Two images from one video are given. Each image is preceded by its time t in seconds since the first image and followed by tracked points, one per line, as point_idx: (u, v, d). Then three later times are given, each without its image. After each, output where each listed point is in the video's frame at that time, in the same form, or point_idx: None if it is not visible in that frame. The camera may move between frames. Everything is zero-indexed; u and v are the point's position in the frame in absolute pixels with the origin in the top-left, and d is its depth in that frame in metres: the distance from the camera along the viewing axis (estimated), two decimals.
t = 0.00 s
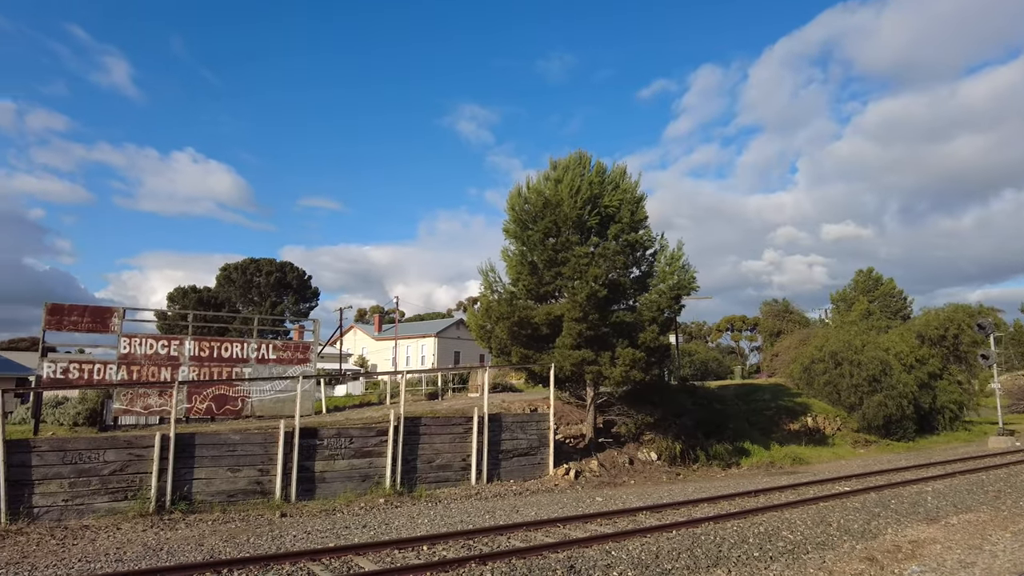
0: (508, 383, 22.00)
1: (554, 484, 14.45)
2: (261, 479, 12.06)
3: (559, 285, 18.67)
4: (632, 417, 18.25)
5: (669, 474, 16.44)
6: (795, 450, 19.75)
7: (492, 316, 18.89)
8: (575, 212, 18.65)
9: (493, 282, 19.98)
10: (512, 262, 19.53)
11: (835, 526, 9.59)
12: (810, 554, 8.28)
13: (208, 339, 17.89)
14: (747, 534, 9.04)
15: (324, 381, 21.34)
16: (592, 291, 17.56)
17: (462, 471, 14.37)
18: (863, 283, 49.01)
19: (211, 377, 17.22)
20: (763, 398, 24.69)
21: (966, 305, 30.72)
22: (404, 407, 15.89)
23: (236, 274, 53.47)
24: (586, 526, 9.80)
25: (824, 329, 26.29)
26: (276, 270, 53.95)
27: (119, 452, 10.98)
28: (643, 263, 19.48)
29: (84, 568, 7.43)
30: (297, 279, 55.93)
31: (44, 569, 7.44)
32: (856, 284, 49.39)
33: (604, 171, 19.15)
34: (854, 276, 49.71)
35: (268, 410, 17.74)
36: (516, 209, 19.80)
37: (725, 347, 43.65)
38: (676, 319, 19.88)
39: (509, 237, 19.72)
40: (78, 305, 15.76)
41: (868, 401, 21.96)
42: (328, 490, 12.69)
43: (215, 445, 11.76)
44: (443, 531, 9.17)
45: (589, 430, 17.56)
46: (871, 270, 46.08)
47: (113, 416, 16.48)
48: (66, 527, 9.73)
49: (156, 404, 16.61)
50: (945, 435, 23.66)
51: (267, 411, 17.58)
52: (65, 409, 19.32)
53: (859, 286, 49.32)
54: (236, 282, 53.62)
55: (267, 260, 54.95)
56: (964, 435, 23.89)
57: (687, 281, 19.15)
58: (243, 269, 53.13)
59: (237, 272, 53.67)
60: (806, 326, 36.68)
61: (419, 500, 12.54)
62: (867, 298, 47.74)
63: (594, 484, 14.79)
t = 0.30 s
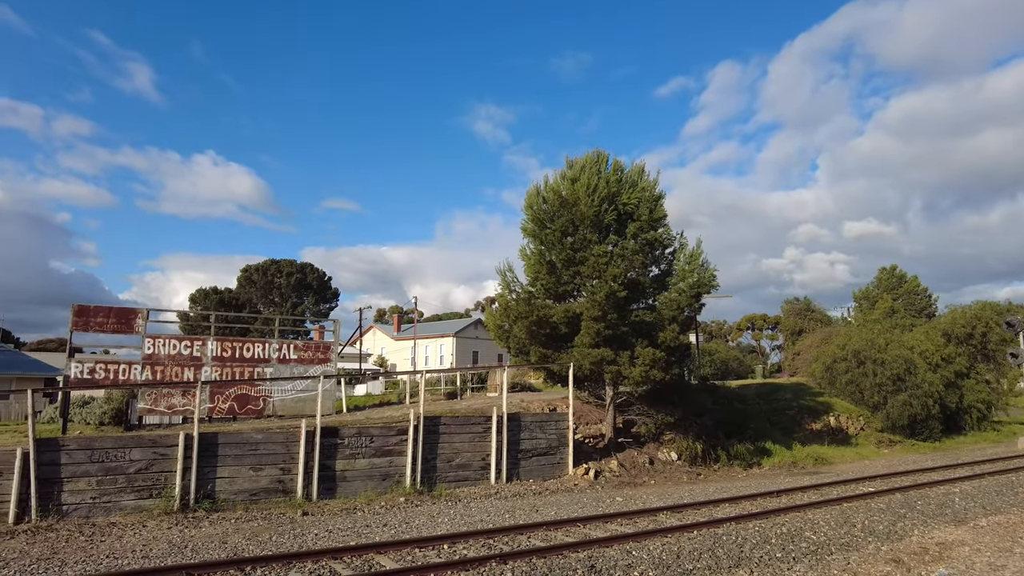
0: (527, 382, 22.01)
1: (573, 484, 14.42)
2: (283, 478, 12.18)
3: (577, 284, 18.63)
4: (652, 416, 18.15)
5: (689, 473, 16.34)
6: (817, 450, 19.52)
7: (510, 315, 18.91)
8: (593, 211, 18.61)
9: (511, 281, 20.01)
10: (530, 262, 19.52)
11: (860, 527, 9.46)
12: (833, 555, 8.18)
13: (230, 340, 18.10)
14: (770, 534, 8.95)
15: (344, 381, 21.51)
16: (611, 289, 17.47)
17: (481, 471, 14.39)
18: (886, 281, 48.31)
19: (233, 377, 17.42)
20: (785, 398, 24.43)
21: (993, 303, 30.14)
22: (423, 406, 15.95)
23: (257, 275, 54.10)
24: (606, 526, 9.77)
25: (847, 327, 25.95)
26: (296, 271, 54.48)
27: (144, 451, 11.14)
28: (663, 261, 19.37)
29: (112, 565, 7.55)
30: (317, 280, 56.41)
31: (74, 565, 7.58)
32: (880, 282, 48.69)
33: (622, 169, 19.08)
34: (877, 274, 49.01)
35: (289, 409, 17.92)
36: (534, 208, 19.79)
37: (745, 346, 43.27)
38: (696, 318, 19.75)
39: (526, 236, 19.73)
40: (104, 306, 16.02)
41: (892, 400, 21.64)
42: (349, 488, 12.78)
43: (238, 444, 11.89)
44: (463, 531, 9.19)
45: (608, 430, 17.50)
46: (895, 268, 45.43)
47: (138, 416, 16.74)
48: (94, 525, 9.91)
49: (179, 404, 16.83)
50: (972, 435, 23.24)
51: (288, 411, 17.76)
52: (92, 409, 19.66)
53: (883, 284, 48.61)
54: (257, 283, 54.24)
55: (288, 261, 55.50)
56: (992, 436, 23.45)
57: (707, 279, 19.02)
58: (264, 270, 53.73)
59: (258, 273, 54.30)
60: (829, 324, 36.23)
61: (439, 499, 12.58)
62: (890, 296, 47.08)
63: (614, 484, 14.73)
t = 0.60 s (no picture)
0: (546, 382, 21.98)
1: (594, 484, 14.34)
2: (304, 476, 12.28)
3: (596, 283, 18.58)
4: (672, 416, 18.04)
5: (710, 474, 16.23)
6: (841, 450, 19.28)
7: (529, 315, 18.92)
8: (611, 210, 18.53)
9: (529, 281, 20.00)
10: (548, 261, 19.49)
11: (885, 529, 9.32)
12: (858, 557, 8.07)
13: (252, 340, 18.29)
14: (792, 535, 8.85)
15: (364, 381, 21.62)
16: (630, 288, 17.39)
17: (501, 470, 14.40)
18: (910, 279, 47.55)
19: (255, 377, 17.60)
20: (807, 397, 24.15)
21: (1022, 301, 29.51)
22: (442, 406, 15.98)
23: (278, 276, 54.64)
24: (627, 526, 9.74)
25: (870, 325, 25.58)
26: (316, 272, 54.92)
27: (169, 450, 11.30)
28: (682, 260, 19.22)
29: (139, 562, 7.66)
30: (337, 281, 56.83)
31: (102, 562, 7.71)
32: (904, 279, 47.93)
33: (640, 167, 18.99)
34: (901, 271, 48.27)
35: (310, 409, 18.08)
36: (552, 207, 19.75)
37: (766, 345, 42.84)
38: (716, 317, 19.60)
39: (545, 236, 19.72)
40: (128, 307, 16.27)
41: (917, 399, 21.31)
42: (370, 487, 12.86)
43: (260, 443, 12.01)
44: (484, 530, 9.19)
45: (628, 430, 17.42)
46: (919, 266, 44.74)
47: (162, 415, 16.99)
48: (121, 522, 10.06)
49: (202, 403, 17.04)
50: (1001, 435, 22.79)
51: (309, 410, 17.91)
52: (117, 409, 19.98)
53: (907, 281, 47.84)
54: (278, 284, 54.76)
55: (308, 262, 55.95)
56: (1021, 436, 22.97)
57: (727, 277, 18.84)
58: (285, 271, 54.22)
59: (278, 274, 54.83)
60: (852, 323, 35.76)
61: (459, 498, 12.60)
62: (914, 294, 46.34)
63: (634, 484, 14.67)
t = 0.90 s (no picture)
0: (566, 382, 21.94)
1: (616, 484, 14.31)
2: (326, 475, 12.37)
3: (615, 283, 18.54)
4: (693, 416, 17.89)
5: (732, 474, 16.09)
6: (865, 450, 19.02)
7: (548, 314, 18.92)
8: (632, 209, 18.44)
9: (549, 280, 20.01)
10: (568, 260, 19.48)
11: (912, 531, 9.16)
12: (886, 559, 7.95)
13: (275, 340, 18.48)
14: (817, 536, 8.74)
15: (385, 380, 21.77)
16: (650, 286, 17.30)
17: (521, 470, 14.40)
18: (936, 277, 46.72)
19: (277, 377, 17.79)
20: (830, 397, 23.84)
21: None
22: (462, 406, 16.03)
23: (299, 277, 55.16)
24: (649, 526, 9.69)
25: (896, 324, 25.19)
26: (336, 273, 55.36)
27: (194, 449, 11.44)
28: (703, 259, 19.08)
29: (166, 559, 7.76)
30: (357, 281, 57.22)
31: (131, 559, 7.82)
32: (930, 277, 47.10)
33: (660, 166, 18.88)
34: (926, 269, 47.49)
35: (332, 408, 18.22)
36: (571, 206, 19.70)
37: (788, 344, 42.38)
38: (738, 316, 19.43)
39: (564, 235, 19.72)
40: (153, 308, 16.52)
41: (944, 399, 20.94)
42: (391, 486, 12.93)
43: (283, 443, 12.13)
44: (506, 530, 9.19)
45: (648, 430, 17.32)
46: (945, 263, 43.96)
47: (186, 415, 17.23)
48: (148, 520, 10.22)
49: (225, 403, 17.25)
50: None
51: (331, 410, 18.05)
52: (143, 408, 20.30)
53: (933, 279, 46.99)
54: (299, 285, 55.26)
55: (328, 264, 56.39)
56: None
57: (749, 276, 18.67)
58: (306, 272, 54.70)
59: (299, 275, 55.35)
60: (876, 321, 35.23)
61: (480, 497, 12.62)
62: (940, 292, 45.55)
63: (655, 484, 14.59)
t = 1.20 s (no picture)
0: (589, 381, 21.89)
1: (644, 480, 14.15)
2: (351, 474, 12.46)
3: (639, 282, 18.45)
4: (718, 416, 17.79)
5: (758, 474, 15.91)
6: (894, 451, 18.69)
7: (570, 313, 18.74)
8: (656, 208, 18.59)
9: (572, 278, 19.98)
10: (590, 259, 19.65)
11: (945, 534, 8.96)
12: (918, 562, 7.79)
13: (300, 340, 18.68)
14: (847, 538, 8.60)
15: (408, 380, 21.90)
16: (673, 285, 17.21)
17: (545, 470, 14.38)
18: (968, 274, 45.71)
19: (303, 377, 17.98)
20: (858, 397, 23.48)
21: None
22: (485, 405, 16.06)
23: (322, 278, 55.66)
24: (675, 527, 9.61)
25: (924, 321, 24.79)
26: (359, 274, 55.79)
27: (221, 448, 11.59)
28: (728, 257, 18.89)
29: (198, 556, 7.85)
30: (379, 282, 57.59)
31: (161, 555, 7.94)
32: (961, 274, 46.10)
33: (683, 163, 18.75)
34: (957, 267, 46.51)
35: (356, 408, 18.37)
36: (594, 206, 19.82)
37: (814, 343, 41.80)
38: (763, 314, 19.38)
39: (588, 234, 19.82)
40: (181, 309, 16.77)
41: (977, 399, 20.53)
42: (415, 485, 12.99)
43: (309, 442, 12.23)
44: (530, 529, 9.19)
45: (672, 430, 17.15)
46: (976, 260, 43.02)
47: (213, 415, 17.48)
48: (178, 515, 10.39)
49: (251, 403, 17.48)
50: None
51: (355, 409, 18.20)
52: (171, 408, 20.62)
53: (964, 276, 45.98)
54: (322, 286, 55.76)
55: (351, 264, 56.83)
56: None
57: (775, 274, 18.55)
58: (329, 273, 55.18)
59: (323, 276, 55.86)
60: (906, 320, 34.60)
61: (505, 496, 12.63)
62: (972, 290, 44.58)
63: (680, 484, 14.47)
